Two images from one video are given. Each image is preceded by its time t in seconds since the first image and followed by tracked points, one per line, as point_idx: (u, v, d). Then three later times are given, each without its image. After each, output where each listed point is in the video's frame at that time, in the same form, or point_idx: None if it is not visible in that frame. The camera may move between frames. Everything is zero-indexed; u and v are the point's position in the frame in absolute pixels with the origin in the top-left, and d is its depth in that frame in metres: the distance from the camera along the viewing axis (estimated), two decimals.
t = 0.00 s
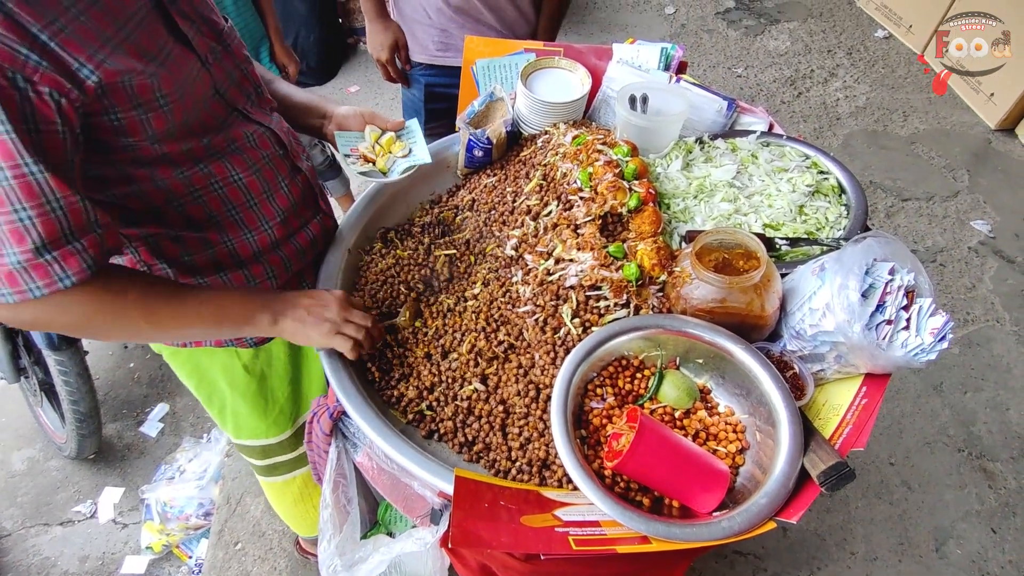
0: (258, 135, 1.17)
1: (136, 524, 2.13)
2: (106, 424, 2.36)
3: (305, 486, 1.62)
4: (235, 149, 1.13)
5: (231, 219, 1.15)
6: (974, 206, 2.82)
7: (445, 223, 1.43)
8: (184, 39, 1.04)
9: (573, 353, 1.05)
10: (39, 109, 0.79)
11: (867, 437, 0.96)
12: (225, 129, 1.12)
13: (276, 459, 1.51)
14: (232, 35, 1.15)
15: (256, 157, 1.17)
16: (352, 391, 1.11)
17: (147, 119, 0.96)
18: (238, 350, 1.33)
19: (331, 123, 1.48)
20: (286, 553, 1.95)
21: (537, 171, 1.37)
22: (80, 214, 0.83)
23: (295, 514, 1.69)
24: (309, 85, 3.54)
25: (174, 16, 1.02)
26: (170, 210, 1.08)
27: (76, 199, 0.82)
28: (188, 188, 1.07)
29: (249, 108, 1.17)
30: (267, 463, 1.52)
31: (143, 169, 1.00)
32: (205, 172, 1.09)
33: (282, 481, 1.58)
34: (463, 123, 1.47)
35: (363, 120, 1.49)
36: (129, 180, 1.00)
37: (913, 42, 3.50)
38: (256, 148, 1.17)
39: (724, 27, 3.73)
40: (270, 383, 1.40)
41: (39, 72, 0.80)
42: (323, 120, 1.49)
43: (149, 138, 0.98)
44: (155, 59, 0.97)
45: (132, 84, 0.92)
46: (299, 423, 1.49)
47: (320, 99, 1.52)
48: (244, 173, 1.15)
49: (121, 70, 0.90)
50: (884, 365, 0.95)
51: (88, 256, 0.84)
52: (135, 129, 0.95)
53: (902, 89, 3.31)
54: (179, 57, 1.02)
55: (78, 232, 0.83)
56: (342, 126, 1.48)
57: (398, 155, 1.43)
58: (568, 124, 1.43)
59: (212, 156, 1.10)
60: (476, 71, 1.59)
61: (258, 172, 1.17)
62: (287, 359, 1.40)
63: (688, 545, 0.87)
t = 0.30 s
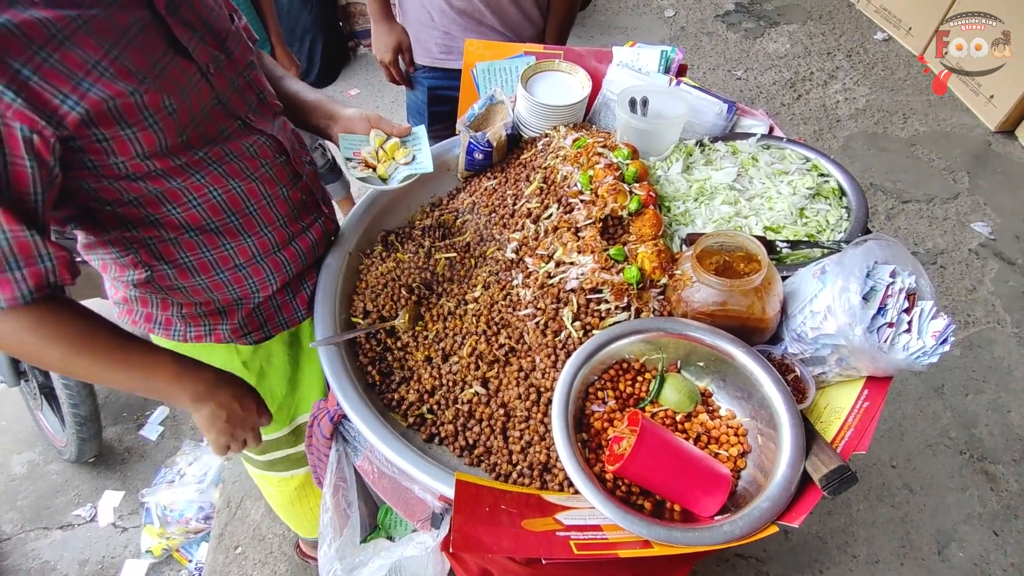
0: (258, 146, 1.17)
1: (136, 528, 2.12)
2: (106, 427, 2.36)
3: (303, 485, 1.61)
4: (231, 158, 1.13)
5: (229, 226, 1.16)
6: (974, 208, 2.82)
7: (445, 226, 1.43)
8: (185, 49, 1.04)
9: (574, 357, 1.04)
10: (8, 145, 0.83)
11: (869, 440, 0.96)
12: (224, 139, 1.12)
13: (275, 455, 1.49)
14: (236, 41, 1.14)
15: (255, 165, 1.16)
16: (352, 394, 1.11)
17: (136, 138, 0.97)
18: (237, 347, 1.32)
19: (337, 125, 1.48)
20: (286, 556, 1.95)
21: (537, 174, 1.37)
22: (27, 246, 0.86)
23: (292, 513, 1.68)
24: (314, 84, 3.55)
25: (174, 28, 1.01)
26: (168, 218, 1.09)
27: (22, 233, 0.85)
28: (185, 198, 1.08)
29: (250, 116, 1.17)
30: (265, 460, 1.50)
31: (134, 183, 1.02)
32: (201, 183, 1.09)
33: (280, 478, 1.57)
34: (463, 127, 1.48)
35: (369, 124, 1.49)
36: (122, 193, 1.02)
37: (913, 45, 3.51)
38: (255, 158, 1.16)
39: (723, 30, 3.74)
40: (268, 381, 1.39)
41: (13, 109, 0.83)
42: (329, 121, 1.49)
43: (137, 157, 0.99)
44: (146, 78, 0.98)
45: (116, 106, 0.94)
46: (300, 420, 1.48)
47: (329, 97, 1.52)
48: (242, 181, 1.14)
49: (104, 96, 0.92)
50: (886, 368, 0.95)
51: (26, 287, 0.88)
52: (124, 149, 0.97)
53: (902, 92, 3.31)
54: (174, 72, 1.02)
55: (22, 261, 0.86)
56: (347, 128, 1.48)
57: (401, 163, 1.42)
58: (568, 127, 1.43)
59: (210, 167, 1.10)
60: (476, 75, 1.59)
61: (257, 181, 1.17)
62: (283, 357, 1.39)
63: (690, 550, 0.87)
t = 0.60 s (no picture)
0: (259, 161, 1.18)
1: (137, 531, 2.12)
2: (107, 430, 2.36)
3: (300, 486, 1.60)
4: (233, 176, 1.15)
5: (231, 237, 1.18)
6: (974, 209, 2.82)
7: (446, 228, 1.43)
8: (179, 79, 1.05)
9: (576, 359, 1.05)
10: (53, 208, 0.89)
11: (871, 442, 0.96)
12: (224, 159, 1.14)
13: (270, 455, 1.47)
14: (236, 54, 1.16)
15: (256, 180, 1.18)
16: (354, 396, 1.12)
17: (148, 184, 1.01)
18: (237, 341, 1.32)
19: (342, 118, 1.50)
20: (287, 559, 1.95)
21: (537, 177, 1.38)
22: (115, 264, 0.96)
23: (288, 511, 1.67)
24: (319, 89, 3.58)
25: (167, 58, 1.02)
26: (175, 234, 1.12)
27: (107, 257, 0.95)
28: (189, 215, 1.11)
29: (251, 129, 1.19)
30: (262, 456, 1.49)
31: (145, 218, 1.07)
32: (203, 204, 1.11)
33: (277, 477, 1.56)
34: (463, 130, 1.48)
35: (374, 120, 1.50)
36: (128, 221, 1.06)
37: (912, 47, 3.51)
38: (256, 173, 1.17)
39: (723, 33, 3.75)
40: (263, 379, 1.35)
41: (39, 178, 0.87)
42: (335, 112, 1.50)
43: (149, 200, 1.03)
44: (144, 125, 0.99)
45: (129, 165, 0.97)
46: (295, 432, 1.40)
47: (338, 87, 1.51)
48: (242, 195, 1.16)
49: (113, 156, 0.95)
50: (887, 370, 0.95)
51: (134, 297, 0.98)
52: (137, 193, 1.01)
53: (902, 94, 3.32)
54: (171, 111, 1.03)
55: (119, 278, 0.96)
56: (353, 122, 1.50)
57: (403, 166, 1.43)
58: (568, 130, 1.43)
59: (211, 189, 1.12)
60: (477, 77, 1.60)
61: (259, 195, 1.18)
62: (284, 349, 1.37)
63: (693, 552, 0.87)
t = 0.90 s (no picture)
0: (260, 167, 1.19)
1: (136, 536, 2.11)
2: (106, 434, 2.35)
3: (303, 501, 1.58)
4: (234, 183, 1.16)
5: (235, 241, 1.20)
6: (973, 212, 2.83)
7: (445, 231, 1.44)
8: (179, 84, 1.06)
9: (575, 362, 1.04)
10: (20, 218, 0.87)
11: (871, 443, 0.96)
12: (224, 163, 1.15)
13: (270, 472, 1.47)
14: (235, 57, 1.16)
15: (259, 187, 1.20)
16: (354, 399, 1.11)
17: (140, 187, 1.02)
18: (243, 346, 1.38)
19: (348, 104, 1.53)
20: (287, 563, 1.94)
21: (537, 180, 1.38)
22: (62, 297, 0.90)
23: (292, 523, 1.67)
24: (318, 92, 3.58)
25: (166, 63, 1.03)
26: (176, 239, 1.14)
27: (55, 288, 0.90)
28: (192, 220, 1.13)
29: (252, 133, 1.19)
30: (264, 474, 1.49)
31: (142, 221, 1.07)
32: (206, 211, 1.13)
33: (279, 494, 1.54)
34: (463, 133, 1.48)
35: (380, 103, 1.52)
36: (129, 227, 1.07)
37: (909, 50, 3.53)
38: (258, 180, 1.19)
39: (721, 36, 3.76)
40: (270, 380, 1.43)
41: (16, 187, 0.88)
42: (339, 100, 1.53)
43: (145, 203, 1.04)
44: (141, 128, 1.00)
45: (119, 164, 0.98)
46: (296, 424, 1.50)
47: (340, 78, 1.55)
48: (245, 202, 1.18)
49: (102, 159, 0.96)
50: (887, 372, 0.95)
51: (70, 334, 0.91)
52: (133, 199, 1.02)
53: (900, 97, 3.33)
54: (169, 114, 1.03)
55: (61, 312, 0.90)
56: (358, 109, 1.53)
57: (414, 143, 1.47)
58: (568, 133, 1.44)
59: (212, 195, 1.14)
60: (476, 81, 1.60)
61: (260, 201, 1.20)
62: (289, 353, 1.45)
63: (695, 555, 0.87)
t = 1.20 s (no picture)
0: (255, 163, 1.18)
1: (136, 537, 2.11)
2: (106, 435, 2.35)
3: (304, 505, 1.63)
4: (228, 178, 1.14)
5: (227, 240, 1.17)
6: (972, 213, 2.83)
7: (446, 232, 1.44)
8: (179, 66, 1.06)
9: (575, 361, 1.05)
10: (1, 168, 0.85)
11: (869, 443, 0.96)
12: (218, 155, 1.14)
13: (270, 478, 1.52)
14: (235, 55, 1.18)
15: (253, 184, 1.18)
16: (355, 398, 1.12)
17: (128, 160, 0.99)
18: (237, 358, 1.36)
19: (339, 117, 1.54)
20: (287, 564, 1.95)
21: (537, 180, 1.39)
22: (32, 262, 0.90)
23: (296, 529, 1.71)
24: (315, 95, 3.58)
25: (168, 45, 1.04)
26: (163, 235, 1.10)
27: (26, 250, 0.89)
28: (180, 213, 1.10)
29: (248, 129, 1.19)
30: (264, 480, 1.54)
31: (129, 203, 1.04)
32: (200, 205, 1.11)
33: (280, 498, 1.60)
34: (463, 134, 1.49)
35: (373, 114, 1.52)
36: (118, 211, 1.04)
37: (908, 52, 3.53)
38: (252, 177, 1.18)
39: (721, 38, 3.77)
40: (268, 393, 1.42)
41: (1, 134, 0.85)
42: (331, 114, 1.55)
43: (133, 178, 1.01)
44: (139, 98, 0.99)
45: (108, 129, 0.96)
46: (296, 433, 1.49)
47: (331, 95, 1.57)
48: (239, 200, 1.16)
49: (94, 120, 0.94)
50: (886, 370, 0.96)
51: (34, 302, 0.91)
52: (118, 172, 0.99)
53: (899, 98, 3.33)
54: (167, 92, 1.03)
55: (28, 279, 0.89)
56: (350, 120, 1.53)
57: (409, 148, 1.46)
58: (568, 134, 1.44)
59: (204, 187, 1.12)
60: (476, 82, 1.61)
61: (254, 199, 1.18)
62: (287, 369, 1.43)
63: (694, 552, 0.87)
